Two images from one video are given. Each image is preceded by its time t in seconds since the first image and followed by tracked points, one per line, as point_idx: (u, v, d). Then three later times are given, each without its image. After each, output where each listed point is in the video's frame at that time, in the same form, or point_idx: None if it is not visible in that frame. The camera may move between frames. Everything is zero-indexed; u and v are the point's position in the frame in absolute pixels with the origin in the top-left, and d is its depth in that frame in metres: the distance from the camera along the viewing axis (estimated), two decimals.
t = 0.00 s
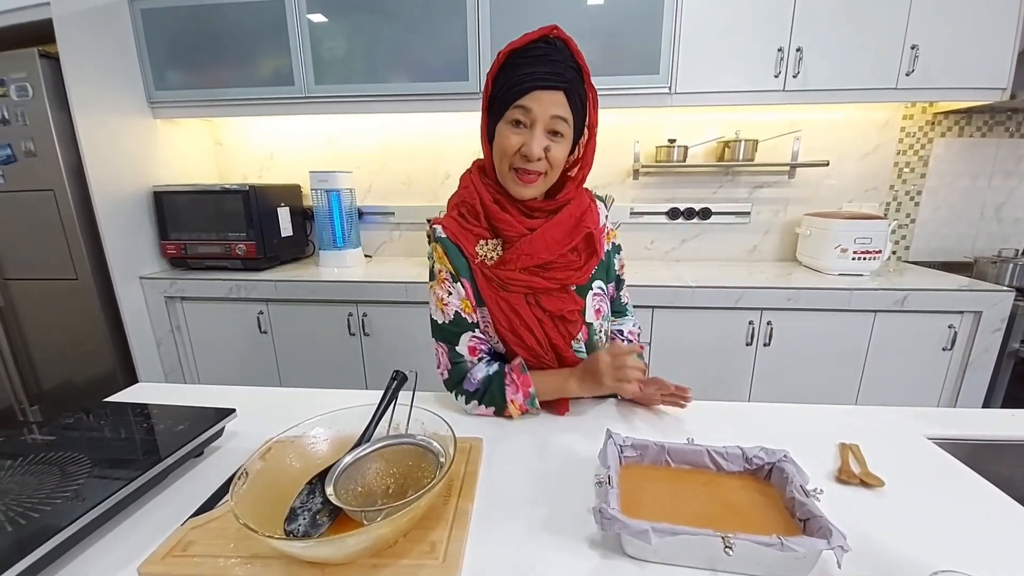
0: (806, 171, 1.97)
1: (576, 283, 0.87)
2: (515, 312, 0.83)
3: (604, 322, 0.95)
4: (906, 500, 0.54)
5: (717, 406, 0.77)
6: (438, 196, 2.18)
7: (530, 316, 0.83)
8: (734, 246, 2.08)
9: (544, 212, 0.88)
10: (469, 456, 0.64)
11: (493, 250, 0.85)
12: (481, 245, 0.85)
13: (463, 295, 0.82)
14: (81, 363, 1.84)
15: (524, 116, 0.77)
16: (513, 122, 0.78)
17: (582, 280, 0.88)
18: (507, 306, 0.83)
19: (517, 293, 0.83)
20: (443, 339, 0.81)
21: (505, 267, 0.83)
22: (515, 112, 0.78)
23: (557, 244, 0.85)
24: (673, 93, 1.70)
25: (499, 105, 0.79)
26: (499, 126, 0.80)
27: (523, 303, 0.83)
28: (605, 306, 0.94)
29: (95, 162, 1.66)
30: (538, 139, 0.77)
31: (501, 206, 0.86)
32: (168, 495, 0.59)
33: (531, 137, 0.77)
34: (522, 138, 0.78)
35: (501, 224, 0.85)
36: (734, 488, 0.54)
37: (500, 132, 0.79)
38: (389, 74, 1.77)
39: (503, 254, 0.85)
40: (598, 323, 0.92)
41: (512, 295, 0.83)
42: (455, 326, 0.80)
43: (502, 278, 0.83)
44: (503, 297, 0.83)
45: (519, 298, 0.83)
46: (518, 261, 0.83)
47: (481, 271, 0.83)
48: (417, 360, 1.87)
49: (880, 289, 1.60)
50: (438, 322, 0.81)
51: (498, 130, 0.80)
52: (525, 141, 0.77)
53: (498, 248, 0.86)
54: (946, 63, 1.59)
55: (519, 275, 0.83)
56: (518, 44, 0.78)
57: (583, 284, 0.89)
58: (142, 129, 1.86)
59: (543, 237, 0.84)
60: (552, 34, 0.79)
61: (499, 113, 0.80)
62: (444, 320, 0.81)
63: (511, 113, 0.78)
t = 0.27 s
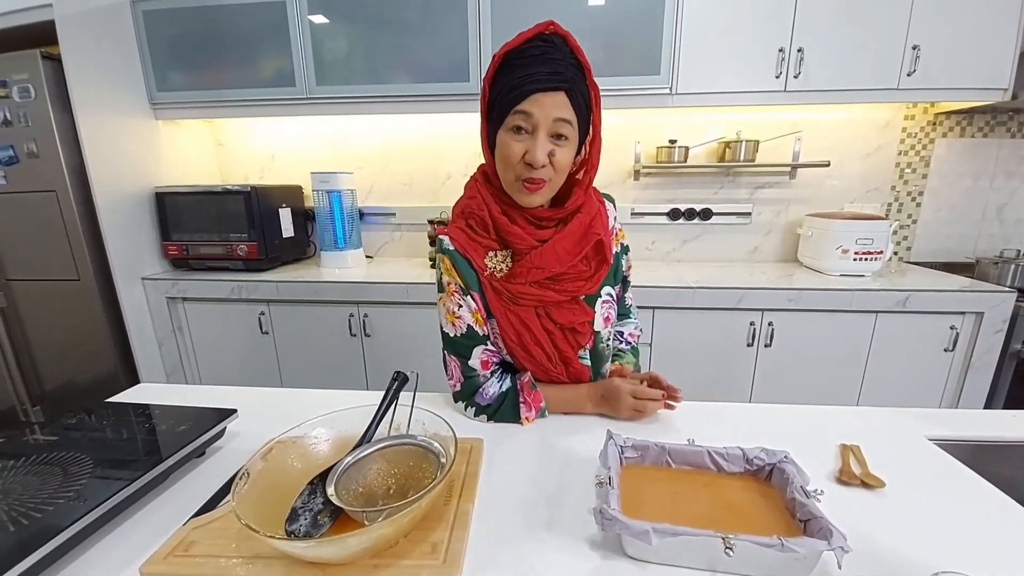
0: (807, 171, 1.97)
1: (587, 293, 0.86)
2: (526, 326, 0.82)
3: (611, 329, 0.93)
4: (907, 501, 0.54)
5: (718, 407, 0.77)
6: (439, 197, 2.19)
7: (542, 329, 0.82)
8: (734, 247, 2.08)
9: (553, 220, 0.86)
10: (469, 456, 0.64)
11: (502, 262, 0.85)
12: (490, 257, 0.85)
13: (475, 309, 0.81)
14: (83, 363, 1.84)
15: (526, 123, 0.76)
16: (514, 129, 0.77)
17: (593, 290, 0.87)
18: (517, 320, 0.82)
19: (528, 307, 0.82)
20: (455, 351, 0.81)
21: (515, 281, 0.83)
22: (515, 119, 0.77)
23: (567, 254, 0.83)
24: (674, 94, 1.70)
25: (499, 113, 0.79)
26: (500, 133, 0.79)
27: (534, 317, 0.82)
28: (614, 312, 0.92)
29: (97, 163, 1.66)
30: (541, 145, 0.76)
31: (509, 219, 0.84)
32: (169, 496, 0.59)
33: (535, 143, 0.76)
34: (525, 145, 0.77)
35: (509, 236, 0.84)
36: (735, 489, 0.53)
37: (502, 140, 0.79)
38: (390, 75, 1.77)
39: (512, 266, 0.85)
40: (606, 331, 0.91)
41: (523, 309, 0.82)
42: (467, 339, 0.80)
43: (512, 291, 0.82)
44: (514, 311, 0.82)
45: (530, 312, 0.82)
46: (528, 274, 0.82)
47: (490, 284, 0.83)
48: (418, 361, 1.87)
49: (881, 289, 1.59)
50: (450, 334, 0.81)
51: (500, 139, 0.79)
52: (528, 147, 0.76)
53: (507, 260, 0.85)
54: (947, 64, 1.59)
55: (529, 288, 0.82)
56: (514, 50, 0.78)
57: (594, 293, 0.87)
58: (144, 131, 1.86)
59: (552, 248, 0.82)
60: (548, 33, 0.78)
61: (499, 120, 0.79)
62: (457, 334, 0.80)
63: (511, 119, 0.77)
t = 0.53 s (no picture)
0: (807, 173, 1.97)
1: (591, 304, 0.86)
2: (530, 338, 0.81)
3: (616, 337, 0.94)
4: (908, 504, 0.54)
5: (719, 409, 0.77)
6: (439, 200, 2.19)
7: (546, 341, 0.82)
8: (735, 248, 2.08)
9: (557, 231, 0.87)
10: (469, 459, 0.64)
11: (505, 271, 0.85)
12: (493, 266, 0.85)
13: (477, 317, 0.81)
14: (84, 366, 1.84)
15: (528, 140, 0.75)
16: (516, 144, 0.76)
17: (597, 300, 0.87)
18: (521, 332, 0.81)
19: (532, 318, 0.82)
20: (457, 359, 0.80)
21: (519, 292, 0.82)
22: (517, 134, 0.76)
23: (572, 265, 0.84)
24: (674, 96, 1.70)
25: (500, 127, 0.77)
26: (502, 149, 0.78)
27: (538, 329, 0.82)
28: (618, 320, 0.93)
29: (98, 166, 1.67)
30: (545, 162, 0.75)
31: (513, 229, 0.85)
32: (170, 498, 0.60)
33: (538, 160, 0.75)
34: (528, 162, 0.75)
35: (513, 246, 0.84)
36: (736, 492, 0.53)
37: (504, 156, 0.78)
38: (390, 78, 1.78)
39: (516, 276, 0.85)
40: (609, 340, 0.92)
41: (527, 320, 0.81)
42: (469, 347, 0.79)
43: (516, 303, 0.81)
44: (518, 323, 0.81)
45: (534, 324, 0.81)
46: (532, 285, 0.82)
47: (494, 293, 0.82)
48: (419, 363, 1.87)
49: (882, 291, 1.59)
50: (452, 342, 0.80)
51: (502, 156, 0.78)
52: (531, 165, 0.75)
53: (511, 269, 0.86)
54: (946, 66, 1.59)
55: (533, 299, 0.81)
56: (515, 59, 0.76)
57: (598, 303, 0.88)
58: (145, 134, 1.87)
59: (557, 260, 0.83)
60: (551, 40, 0.77)
61: (501, 134, 0.78)
62: (459, 342, 0.80)
63: (513, 135, 0.76)
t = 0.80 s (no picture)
0: (808, 171, 1.96)
1: (596, 306, 0.86)
2: (535, 341, 0.81)
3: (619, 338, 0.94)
4: (909, 502, 0.54)
5: (720, 408, 0.77)
6: (440, 199, 2.19)
7: (550, 343, 0.82)
8: (735, 247, 2.07)
9: (562, 233, 0.86)
10: (469, 457, 0.64)
11: (511, 272, 0.85)
12: (499, 268, 0.84)
13: (481, 318, 0.81)
14: (86, 365, 1.85)
15: (531, 141, 0.75)
16: (518, 146, 0.76)
17: (602, 302, 0.87)
18: (526, 334, 0.81)
19: (537, 321, 0.82)
20: (459, 360, 0.80)
21: (524, 294, 0.82)
22: (520, 135, 0.75)
23: (578, 268, 0.83)
24: (674, 94, 1.70)
25: (503, 128, 0.77)
26: (505, 150, 0.78)
27: (542, 332, 0.82)
28: (622, 322, 0.94)
29: (99, 166, 1.67)
30: (548, 163, 0.75)
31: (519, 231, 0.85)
32: (170, 497, 0.60)
33: (541, 161, 0.75)
34: (530, 163, 0.76)
35: (519, 248, 0.84)
36: (736, 490, 0.53)
37: (507, 158, 0.78)
38: (390, 77, 1.78)
39: (521, 278, 0.84)
40: (612, 341, 0.93)
41: (532, 323, 0.81)
42: (472, 348, 0.79)
43: (521, 305, 0.81)
44: (523, 325, 0.81)
45: (539, 326, 0.82)
46: (538, 287, 0.82)
47: (499, 296, 0.82)
48: (419, 362, 1.87)
49: (883, 289, 1.59)
50: (455, 343, 0.80)
51: (505, 157, 0.78)
52: (534, 166, 0.75)
53: (516, 271, 0.85)
54: (947, 63, 1.59)
55: (539, 302, 0.81)
56: (517, 60, 0.76)
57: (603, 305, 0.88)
58: (146, 134, 1.87)
59: (563, 263, 0.82)
60: (552, 37, 0.76)
61: (504, 135, 0.78)
62: (462, 343, 0.80)
63: (515, 137, 0.76)
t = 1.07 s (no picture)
0: (809, 171, 1.96)
1: (597, 300, 0.86)
2: (537, 333, 0.81)
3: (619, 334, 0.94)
4: (910, 503, 0.54)
5: (720, 409, 0.76)
6: (441, 198, 2.19)
7: (552, 337, 0.82)
8: (736, 247, 2.07)
9: (565, 225, 0.86)
10: (469, 457, 0.64)
11: (514, 267, 0.84)
12: (502, 262, 0.84)
13: (483, 314, 0.80)
14: (87, 364, 1.85)
15: (533, 132, 0.75)
16: (520, 139, 0.76)
17: (602, 296, 0.87)
18: (529, 327, 0.81)
19: (539, 314, 0.82)
20: (460, 356, 0.80)
21: (527, 287, 0.82)
22: (521, 129, 0.75)
23: (579, 261, 0.84)
24: (675, 94, 1.69)
25: (503, 125, 0.77)
26: (507, 146, 0.78)
27: (544, 325, 0.82)
28: (622, 318, 0.93)
29: (100, 166, 1.67)
30: (551, 152, 0.74)
31: (522, 224, 0.84)
32: (170, 497, 0.59)
33: (544, 151, 0.75)
34: (534, 154, 0.75)
35: (522, 242, 0.84)
36: (737, 491, 0.53)
37: (510, 152, 0.77)
38: (391, 77, 1.78)
39: (524, 272, 0.84)
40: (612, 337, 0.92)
41: (534, 316, 0.82)
42: (472, 344, 0.79)
43: (524, 298, 0.82)
44: (525, 318, 0.82)
45: (540, 319, 0.82)
46: (540, 281, 0.82)
47: (502, 289, 0.82)
48: (420, 361, 1.87)
49: (884, 289, 1.59)
50: (455, 338, 0.80)
51: (507, 152, 0.78)
52: (538, 156, 0.75)
53: (519, 265, 0.85)
54: (949, 63, 1.59)
55: (541, 295, 0.82)
56: (509, 57, 0.76)
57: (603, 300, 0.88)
58: (147, 133, 1.87)
59: (564, 255, 0.83)
60: (540, 31, 0.76)
61: (504, 131, 0.78)
62: (462, 339, 0.80)
63: (516, 131, 0.75)
